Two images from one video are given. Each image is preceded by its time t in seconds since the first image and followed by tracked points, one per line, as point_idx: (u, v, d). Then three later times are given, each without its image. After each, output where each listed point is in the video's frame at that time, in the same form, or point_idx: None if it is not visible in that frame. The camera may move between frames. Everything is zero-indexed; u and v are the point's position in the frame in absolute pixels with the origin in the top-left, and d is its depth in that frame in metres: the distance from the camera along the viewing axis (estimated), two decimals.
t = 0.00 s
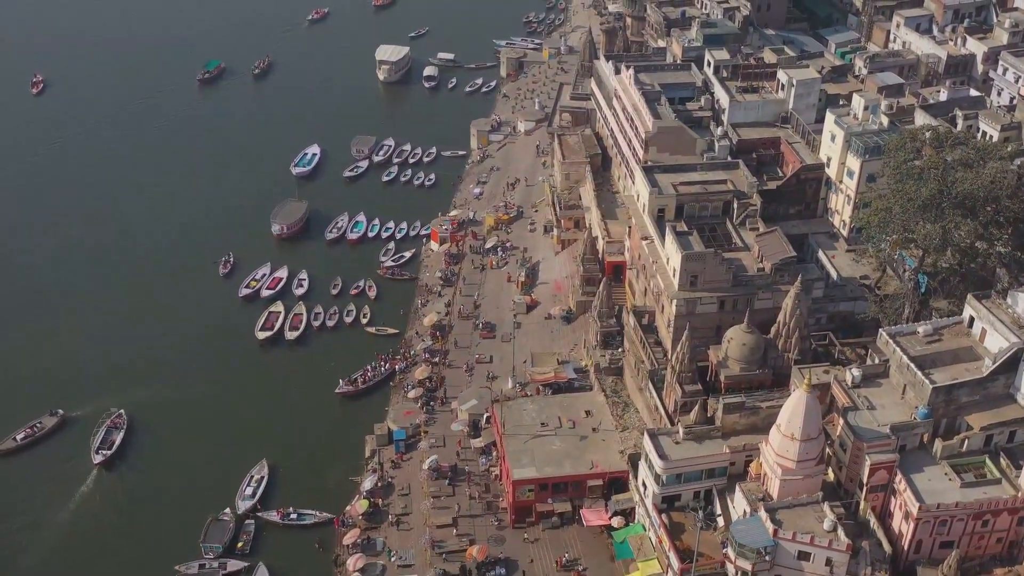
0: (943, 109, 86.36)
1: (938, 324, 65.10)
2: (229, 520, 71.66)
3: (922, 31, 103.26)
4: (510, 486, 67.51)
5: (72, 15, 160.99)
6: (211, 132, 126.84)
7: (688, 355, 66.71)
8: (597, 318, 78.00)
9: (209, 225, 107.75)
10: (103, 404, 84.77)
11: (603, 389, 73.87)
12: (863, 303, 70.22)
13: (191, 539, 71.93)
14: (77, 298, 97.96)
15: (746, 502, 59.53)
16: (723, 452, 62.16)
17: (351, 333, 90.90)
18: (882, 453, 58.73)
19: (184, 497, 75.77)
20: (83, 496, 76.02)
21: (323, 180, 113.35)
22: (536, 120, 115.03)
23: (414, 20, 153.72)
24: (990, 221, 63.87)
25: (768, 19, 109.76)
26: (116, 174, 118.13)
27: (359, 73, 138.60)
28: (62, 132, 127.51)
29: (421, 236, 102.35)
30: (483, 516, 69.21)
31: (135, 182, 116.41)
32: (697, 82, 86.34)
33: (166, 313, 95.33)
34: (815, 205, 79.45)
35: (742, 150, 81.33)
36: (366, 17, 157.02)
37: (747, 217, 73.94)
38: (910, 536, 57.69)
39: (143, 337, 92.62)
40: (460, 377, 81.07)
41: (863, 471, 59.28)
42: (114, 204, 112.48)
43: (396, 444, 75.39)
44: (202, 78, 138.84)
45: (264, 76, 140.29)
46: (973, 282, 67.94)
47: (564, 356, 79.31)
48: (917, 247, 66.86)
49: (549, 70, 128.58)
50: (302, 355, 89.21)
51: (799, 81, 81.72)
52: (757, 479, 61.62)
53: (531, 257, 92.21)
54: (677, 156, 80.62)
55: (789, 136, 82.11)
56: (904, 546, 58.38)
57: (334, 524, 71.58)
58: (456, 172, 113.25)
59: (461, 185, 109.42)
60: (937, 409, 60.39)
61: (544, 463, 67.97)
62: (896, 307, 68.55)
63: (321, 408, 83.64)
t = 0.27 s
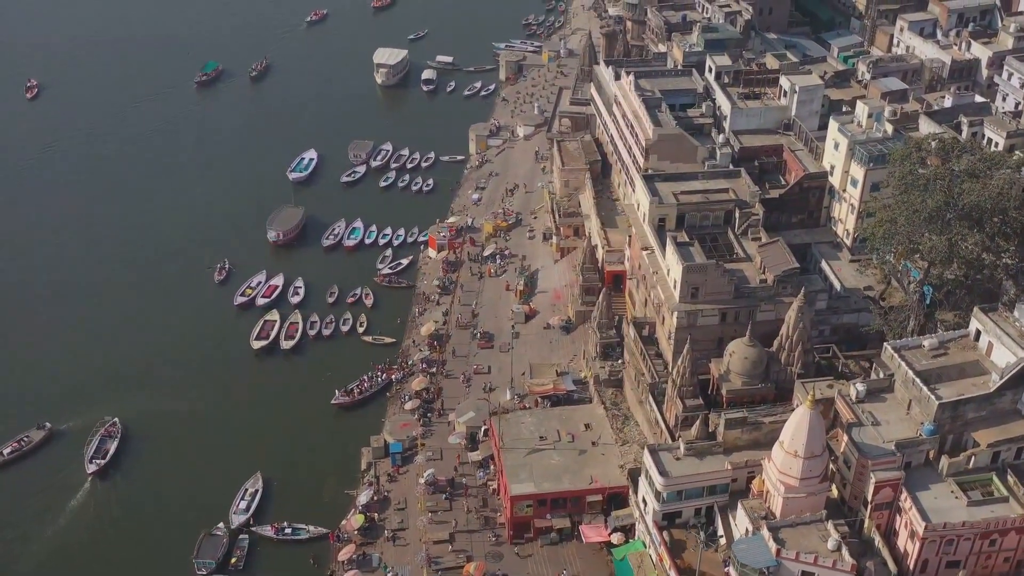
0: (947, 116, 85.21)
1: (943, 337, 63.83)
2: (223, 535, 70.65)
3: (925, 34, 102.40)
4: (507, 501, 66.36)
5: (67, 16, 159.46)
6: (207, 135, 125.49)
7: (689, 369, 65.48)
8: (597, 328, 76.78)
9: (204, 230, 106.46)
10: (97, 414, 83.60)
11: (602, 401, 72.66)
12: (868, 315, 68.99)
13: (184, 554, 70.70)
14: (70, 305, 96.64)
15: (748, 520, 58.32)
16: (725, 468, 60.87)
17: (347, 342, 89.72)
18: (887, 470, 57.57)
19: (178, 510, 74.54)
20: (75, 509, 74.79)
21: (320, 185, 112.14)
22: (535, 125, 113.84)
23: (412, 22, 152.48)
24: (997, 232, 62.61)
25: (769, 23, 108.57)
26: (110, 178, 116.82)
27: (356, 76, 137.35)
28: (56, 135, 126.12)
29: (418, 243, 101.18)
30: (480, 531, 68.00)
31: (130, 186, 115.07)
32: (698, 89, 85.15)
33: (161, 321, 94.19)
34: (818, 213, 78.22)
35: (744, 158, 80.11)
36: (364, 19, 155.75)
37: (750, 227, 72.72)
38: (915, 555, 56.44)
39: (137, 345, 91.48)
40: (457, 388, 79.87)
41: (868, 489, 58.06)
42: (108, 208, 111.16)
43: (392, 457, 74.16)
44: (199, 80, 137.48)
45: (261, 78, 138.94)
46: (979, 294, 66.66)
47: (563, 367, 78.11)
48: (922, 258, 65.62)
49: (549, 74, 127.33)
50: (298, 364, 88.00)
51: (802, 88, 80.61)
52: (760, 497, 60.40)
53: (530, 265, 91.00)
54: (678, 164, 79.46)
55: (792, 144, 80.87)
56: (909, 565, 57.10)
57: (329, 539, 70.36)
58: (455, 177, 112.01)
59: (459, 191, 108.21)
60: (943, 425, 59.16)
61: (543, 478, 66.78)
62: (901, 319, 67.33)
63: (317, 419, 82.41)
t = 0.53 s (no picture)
0: (952, 123, 84.01)
1: (949, 351, 62.56)
2: (216, 551, 69.31)
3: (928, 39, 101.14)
4: (505, 517, 65.15)
5: (62, 16, 157.87)
6: (203, 138, 124.13)
7: (690, 383, 64.29)
8: (597, 339, 75.51)
9: (199, 236, 105.23)
10: (90, 424, 82.45)
11: (602, 415, 71.44)
12: (872, 328, 67.80)
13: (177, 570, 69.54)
14: (63, 313, 95.43)
15: (751, 540, 57.15)
16: (727, 486, 59.62)
17: (343, 352, 88.48)
18: (892, 489, 56.39)
19: (171, 524, 73.40)
20: (66, 522, 73.63)
21: (316, 190, 110.94)
22: (534, 130, 112.66)
23: (410, 25, 151.17)
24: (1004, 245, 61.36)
25: (771, 27, 107.38)
26: (105, 182, 115.48)
27: (354, 79, 136.12)
28: (50, 137, 124.70)
29: (416, 250, 99.95)
30: (478, 548, 66.79)
31: (125, 190, 113.73)
32: (698, 95, 83.91)
33: (155, 329, 93.06)
34: (820, 223, 77.01)
35: (745, 166, 78.88)
36: (362, 21, 154.41)
37: (751, 237, 71.61)
38: None
39: (131, 354, 90.33)
40: (454, 400, 78.65)
41: (873, 507, 56.86)
42: (103, 213, 109.86)
43: (389, 471, 72.96)
44: (196, 82, 136.12)
45: (258, 81, 137.57)
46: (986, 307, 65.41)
47: (562, 379, 76.87)
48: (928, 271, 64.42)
49: (548, 78, 126.03)
50: (293, 374, 86.78)
51: (805, 94, 79.36)
52: (762, 515, 59.27)
53: (528, 274, 89.78)
54: (678, 173, 78.25)
55: (794, 152, 79.62)
56: None
57: (324, 555, 69.13)
58: (453, 183, 110.75)
59: (457, 197, 106.94)
60: (950, 442, 57.95)
61: (541, 494, 65.55)
62: (906, 332, 66.12)
63: (312, 431, 81.17)
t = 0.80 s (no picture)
0: (957, 130, 82.80)
1: (955, 367, 61.31)
2: (208, 568, 68.08)
3: (932, 44, 99.71)
4: (502, 534, 63.96)
5: (59, 18, 156.63)
6: (199, 143, 122.90)
7: (691, 398, 63.18)
8: (596, 351, 74.18)
9: (195, 243, 104.02)
10: (83, 436, 81.37)
11: (601, 429, 70.24)
12: (876, 341, 66.74)
13: None
14: (56, 321, 94.27)
15: (752, 560, 55.85)
16: (729, 504, 58.36)
17: (339, 362, 87.25)
18: (898, 509, 55.09)
19: (164, 540, 72.30)
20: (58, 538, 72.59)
21: (313, 196, 109.71)
22: (533, 135, 111.36)
23: (409, 28, 149.91)
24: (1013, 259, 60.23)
25: (773, 32, 106.30)
26: (100, 187, 114.31)
27: (351, 83, 134.87)
28: (45, 141, 123.36)
29: (413, 257, 98.77)
30: (476, 565, 65.58)
31: (120, 196, 112.50)
32: (700, 103, 82.65)
33: (150, 338, 91.93)
34: (823, 233, 75.81)
35: (747, 175, 77.69)
36: (361, 24, 153.14)
37: (754, 248, 70.67)
38: None
39: (126, 364, 89.21)
40: (452, 412, 77.48)
41: (878, 528, 55.59)
42: (97, 219, 108.66)
43: (384, 485, 71.75)
44: (193, 86, 134.92)
45: (255, 84, 136.31)
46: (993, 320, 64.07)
47: (561, 392, 75.66)
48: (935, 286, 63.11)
49: (547, 82, 124.78)
50: (288, 386, 85.52)
51: (807, 102, 78.06)
52: (765, 534, 58.10)
53: (527, 283, 88.57)
54: (679, 181, 77.01)
55: (797, 160, 78.40)
56: None
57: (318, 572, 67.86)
58: (451, 189, 109.50)
59: (455, 203, 105.74)
60: (956, 460, 56.72)
61: (539, 510, 64.34)
62: (911, 346, 64.95)
63: (308, 444, 79.91)
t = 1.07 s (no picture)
0: (962, 138, 81.59)
1: (962, 383, 60.07)
2: None
3: (936, 50, 98.45)
4: (500, 552, 62.70)
5: (55, 21, 155.54)
6: (195, 148, 121.74)
7: (693, 415, 61.77)
8: (596, 365, 72.95)
9: (191, 250, 102.90)
10: (75, 448, 80.21)
11: (601, 444, 69.03)
12: (881, 355, 65.59)
13: None
14: (49, 330, 93.10)
15: None
16: (731, 524, 57.08)
17: (335, 373, 86.05)
18: (903, 530, 53.80)
19: (156, 556, 71.12)
20: (49, 553, 71.52)
21: (309, 203, 108.49)
22: (532, 141, 110.11)
23: (407, 31, 148.64)
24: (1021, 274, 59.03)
25: (774, 36, 105.33)
26: (95, 192, 113.19)
27: (349, 87, 133.61)
28: (40, 146, 122.24)
29: (411, 265, 97.60)
30: None
31: (115, 202, 111.39)
32: (701, 110, 81.43)
33: (143, 347, 90.78)
34: (826, 243, 74.60)
35: (749, 185, 76.50)
36: (359, 27, 151.89)
37: (756, 260, 69.42)
38: None
39: (120, 374, 88.05)
40: (449, 425, 76.30)
41: (883, 549, 54.24)
42: (92, 225, 107.56)
43: (380, 501, 70.57)
44: (190, 89, 133.72)
45: (251, 88, 135.10)
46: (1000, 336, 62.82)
47: (560, 405, 74.47)
48: (940, 301, 61.72)
49: (546, 86, 123.53)
50: (283, 397, 84.30)
51: (810, 110, 76.78)
52: (768, 555, 56.80)
53: (525, 292, 87.36)
54: (680, 191, 75.90)
55: (800, 169, 77.20)
56: None
57: None
58: (449, 196, 108.28)
59: (454, 210, 104.54)
60: (963, 479, 55.48)
61: (537, 528, 63.13)
62: (917, 361, 63.72)
63: (303, 457, 78.71)
